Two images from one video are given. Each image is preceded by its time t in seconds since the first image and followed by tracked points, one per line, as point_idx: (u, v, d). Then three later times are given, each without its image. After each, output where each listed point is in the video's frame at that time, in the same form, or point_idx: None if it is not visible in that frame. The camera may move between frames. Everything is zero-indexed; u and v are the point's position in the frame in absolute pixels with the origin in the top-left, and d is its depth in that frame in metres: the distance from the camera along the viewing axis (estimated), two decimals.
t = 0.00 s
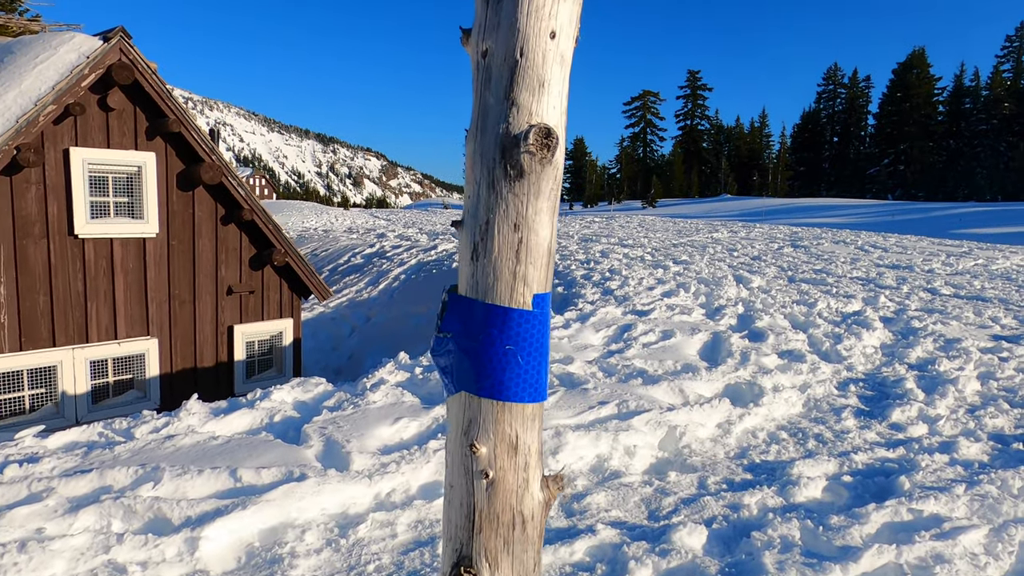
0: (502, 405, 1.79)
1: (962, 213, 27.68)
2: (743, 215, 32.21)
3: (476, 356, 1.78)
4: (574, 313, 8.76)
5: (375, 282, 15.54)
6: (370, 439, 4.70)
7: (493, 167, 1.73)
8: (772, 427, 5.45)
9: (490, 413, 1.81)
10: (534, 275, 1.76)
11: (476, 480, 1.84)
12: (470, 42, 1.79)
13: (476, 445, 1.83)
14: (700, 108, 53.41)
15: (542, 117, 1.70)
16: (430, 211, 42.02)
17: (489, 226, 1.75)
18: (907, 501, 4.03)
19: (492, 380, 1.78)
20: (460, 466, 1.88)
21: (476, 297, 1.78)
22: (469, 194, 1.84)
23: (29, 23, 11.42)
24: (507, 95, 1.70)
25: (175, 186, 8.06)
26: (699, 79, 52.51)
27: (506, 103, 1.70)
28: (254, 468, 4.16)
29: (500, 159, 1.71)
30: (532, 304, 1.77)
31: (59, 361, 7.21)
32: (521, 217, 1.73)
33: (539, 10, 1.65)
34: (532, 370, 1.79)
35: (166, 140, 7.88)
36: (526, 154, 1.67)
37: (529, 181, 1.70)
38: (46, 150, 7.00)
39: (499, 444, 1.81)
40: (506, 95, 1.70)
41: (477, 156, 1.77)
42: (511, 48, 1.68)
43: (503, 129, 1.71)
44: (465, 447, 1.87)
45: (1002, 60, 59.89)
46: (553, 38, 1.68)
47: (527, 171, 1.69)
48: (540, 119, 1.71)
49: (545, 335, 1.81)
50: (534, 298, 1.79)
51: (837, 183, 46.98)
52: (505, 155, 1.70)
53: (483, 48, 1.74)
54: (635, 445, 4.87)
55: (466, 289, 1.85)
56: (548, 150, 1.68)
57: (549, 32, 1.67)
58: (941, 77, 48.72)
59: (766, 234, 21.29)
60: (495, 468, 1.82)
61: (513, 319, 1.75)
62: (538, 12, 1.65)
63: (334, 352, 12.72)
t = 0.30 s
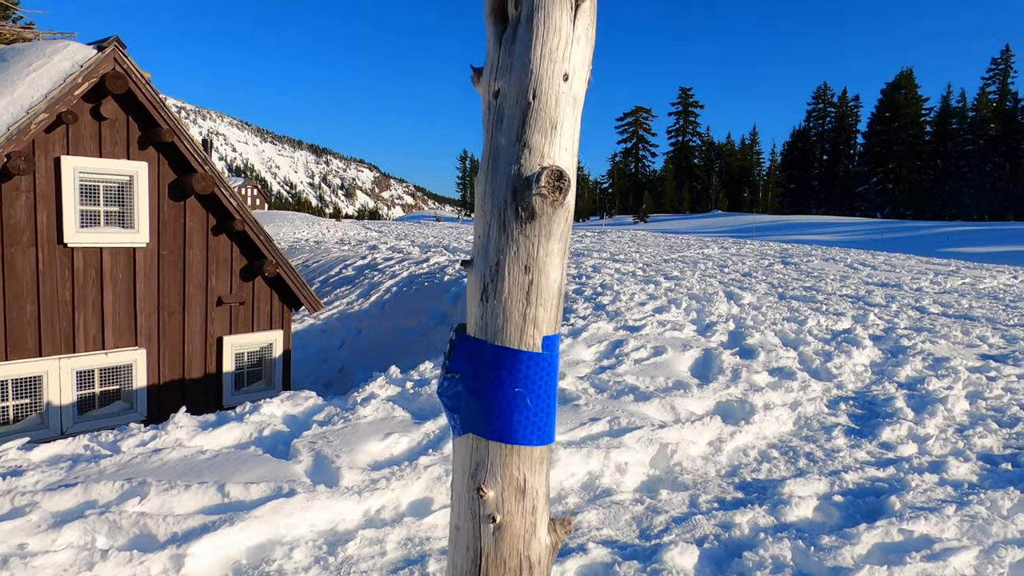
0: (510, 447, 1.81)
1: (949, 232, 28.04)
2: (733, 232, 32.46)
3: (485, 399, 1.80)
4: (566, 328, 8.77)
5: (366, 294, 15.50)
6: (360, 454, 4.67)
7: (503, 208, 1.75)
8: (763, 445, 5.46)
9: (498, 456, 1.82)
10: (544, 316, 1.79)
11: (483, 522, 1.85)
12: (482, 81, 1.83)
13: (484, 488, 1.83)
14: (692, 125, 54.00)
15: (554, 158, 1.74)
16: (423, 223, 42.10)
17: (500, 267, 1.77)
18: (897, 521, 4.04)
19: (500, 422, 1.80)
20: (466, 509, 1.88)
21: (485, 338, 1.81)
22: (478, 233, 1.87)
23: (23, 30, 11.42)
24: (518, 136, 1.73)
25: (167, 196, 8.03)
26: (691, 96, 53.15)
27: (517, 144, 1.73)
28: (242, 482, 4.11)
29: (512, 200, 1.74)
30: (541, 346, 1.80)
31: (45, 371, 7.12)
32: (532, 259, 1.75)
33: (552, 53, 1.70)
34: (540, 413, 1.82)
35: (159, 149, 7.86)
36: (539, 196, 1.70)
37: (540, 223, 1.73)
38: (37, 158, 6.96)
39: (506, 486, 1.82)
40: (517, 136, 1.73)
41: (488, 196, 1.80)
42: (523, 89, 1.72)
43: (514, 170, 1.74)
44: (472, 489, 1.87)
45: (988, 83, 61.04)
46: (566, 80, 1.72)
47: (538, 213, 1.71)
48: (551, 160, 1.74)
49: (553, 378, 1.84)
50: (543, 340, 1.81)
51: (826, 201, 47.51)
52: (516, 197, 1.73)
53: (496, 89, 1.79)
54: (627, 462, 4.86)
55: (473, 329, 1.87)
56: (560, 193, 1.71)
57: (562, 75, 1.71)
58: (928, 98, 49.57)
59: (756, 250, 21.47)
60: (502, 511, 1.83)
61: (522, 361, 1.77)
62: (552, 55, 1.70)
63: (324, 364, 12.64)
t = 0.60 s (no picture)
0: (510, 451, 1.79)
1: (942, 248, 28.24)
2: (727, 247, 32.62)
3: (485, 401, 1.78)
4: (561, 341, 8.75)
5: (361, 306, 15.45)
6: (353, 467, 4.62)
7: (505, 203, 1.74)
8: (759, 461, 5.43)
9: (497, 461, 1.80)
10: (546, 315, 1.77)
11: (481, 530, 1.82)
12: (484, 72, 1.83)
13: (482, 495, 1.81)
14: (687, 142, 54.44)
15: (558, 151, 1.73)
16: (419, 236, 42.17)
17: (501, 263, 1.76)
18: (895, 538, 4.02)
19: (500, 425, 1.78)
20: (464, 517, 1.85)
21: (484, 338, 1.79)
22: (479, 229, 1.86)
23: (22, 40, 11.43)
24: (521, 127, 1.72)
25: (162, 206, 8.01)
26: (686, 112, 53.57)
27: (519, 136, 1.72)
28: (233, 495, 4.06)
29: (513, 194, 1.73)
30: (544, 346, 1.79)
31: (35, 381, 7.04)
32: (534, 255, 1.74)
33: (556, 42, 1.69)
34: (540, 417, 1.81)
35: (155, 159, 7.85)
36: (541, 190, 1.69)
37: (543, 218, 1.72)
38: (32, 167, 6.94)
39: (505, 492, 1.80)
40: (520, 128, 1.73)
41: (489, 190, 1.79)
42: (526, 80, 1.72)
43: (517, 163, 1.73)
44: (470, 497, 1.84)
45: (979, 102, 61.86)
46: (572, 71, 1.72)
47: (541, 208, 1.70)
48: (555, 152, 1.73)
49: (554, 380, 1.83)
50: (545, 340, 1.80)
51: (820, 218, 47.84)
52: (518, 191, 1.72)
53: (499, 80, 1.78)
54: (622, 477, 4.82)
55: (473, 327, 1.85)
56: (564, 186, 1.70)
57: (568, 65, 1.71)
58: (921, 117, 50.12)
59: (751, 265, 21.56)
60: (501, 519, 1.80)
61: (523, 361, 1.76)
62: (557, 44, 1.69)
63: (318, 376, 12.57)
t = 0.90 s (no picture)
0: (484, 427, 1.72)
1: (935, 254, 28.36)
2: (722, 251, 32.68)
3: (458, 374, 1.72)
4: (555, 343, 8.72)
5: (355, 307, 15.38)
6: (344, 468, 4.57)
7: (481, 156, 1.68)
8: (753, 463, 5.40)
9: (470, 441, 1.73)
10: (526, 279, 1.71)
11: (451, 516, 1.74)
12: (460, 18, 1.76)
13: (453, 478, 1.74)
14: (683, 146, 54.59)
15: (539, 99, 1.67)
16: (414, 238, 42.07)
17: (477, 222, 1.69)
18: (890, 541, 3.99)
19: (474, 397, 1.71)
20: (434, 502, 1.78)
21: (458, 303, 1.72)
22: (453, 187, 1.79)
23: (14, 40, 11.32)
24: (500, 73, 1.66)
25: (155, 206, 7.94)
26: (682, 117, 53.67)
27: (497, 84, 1.66)
28: (221, 496, 4.00)
29: (490, 146, 1.66)
30: (522, 315, 1.73)
31: (24, 381, 6.95)
32: (513, 212, 1.67)
33: None
34: (517, 392, 1.74)
35: (148, 158, 7.79)
36: (521, 141, 1.63)
37: (522, 171, 1.65)
38: (23, 165, 6.87)
39: (477, 475, 1.73)
40: (498, 75, 1.66)
41: (465, 142, 1.72)
42: (505, 23, 1.65)
43: (494, 112, 1.66)
44: (441, 480, 1.77)
45: (971, 109, 62.36)
46: (554, 12, 1.66)
47: (521, 160, 1.64)
48: (536, 99, 1.67)
49: (533, 353, 1.77)
50: (525, 308, 1.74)
51: (814, 223, 48.02)
52: (495, 143, 1.66)
53: (476, 26, 1.72)
54: (615, 479, 4.78)
55: (447, 291, 1.78)
56: (544, 137, 1.64)
57: (550, 6, 1.65)
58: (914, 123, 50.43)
59: (745, 270, 21.59)
60: (474, 503, 1.73)
61: (499, 329, 1.69)
62: None
63: (311, 377, 12.50)
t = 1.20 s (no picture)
0: (473, 401, 1.55)
1: (935, 237, 28.29)
2: (721, 236, 32.63)
3: (444, 341, 1.55)
4: (555, 329, 8.69)
5: (354, 295, 15.35)
6: (344, 454, 4.56)
7: (467, 98, 1.51)
8: (754, 447, 5.39)
9: (459, 416, 1.57)
10: (519, 235, 1.54)
11: (439, 498, 1.59)
12: None
13: (441, 457, 1.57)
14: (683, 131, 54.27)
15: (531, 36, 1.51)
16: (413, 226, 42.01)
17: (463, 172, 1.52)
18: (891, 523, 3.99)
19: (462, 368, 1.54)
20: (420, 484, 1.62)
21: (443, 263, 1.55)
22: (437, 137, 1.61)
23: (6, 27, 11.17)
24: (487, 7, 1.50)
25: (152, 194, 7.87)
26: (682, 101, 53.27)
27: (484, 20, 1.50)
28: (221, 483, 3.99)
29: (478, 86, 1.50)
30: (515, 277, 1.55)
31: (24, 371, 6.93)
32: (504, 160, 1.50)
33: None
34: (511, 363, 1.58)
35: (144, 146, 7.70)
36: (511, 80, 1.47)
37: (513, 114, 1.49)
38: (18, 154, 6.79)
39: (467, 454, 1.56)
40: (485, 11, 1.50)
41: (449, 85, 1.55)
42: None
43: (482, 50, 1.50)
44: (427, 459, 1.61)
45: (972, 91, 61.92)
46: None
47: (512, 102, 1.48)
48: (529, 35, 1.50)
49: (526, 319, 1.60)
50: (518, 269, 1.56)
51: (814, 207, 47.88)
52: (482, 83, 1.49)
53: None
54: (616, 463, 4.77)
55: (431, 252, 1.61)
56: (538, 76, 1.48)
57: None
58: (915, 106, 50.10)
59: (745, 254, 21.54)
60: (463, 484, 1.57)
61: (491, 292, 1.52)
62: None
63: (311, 365, 12.50)
